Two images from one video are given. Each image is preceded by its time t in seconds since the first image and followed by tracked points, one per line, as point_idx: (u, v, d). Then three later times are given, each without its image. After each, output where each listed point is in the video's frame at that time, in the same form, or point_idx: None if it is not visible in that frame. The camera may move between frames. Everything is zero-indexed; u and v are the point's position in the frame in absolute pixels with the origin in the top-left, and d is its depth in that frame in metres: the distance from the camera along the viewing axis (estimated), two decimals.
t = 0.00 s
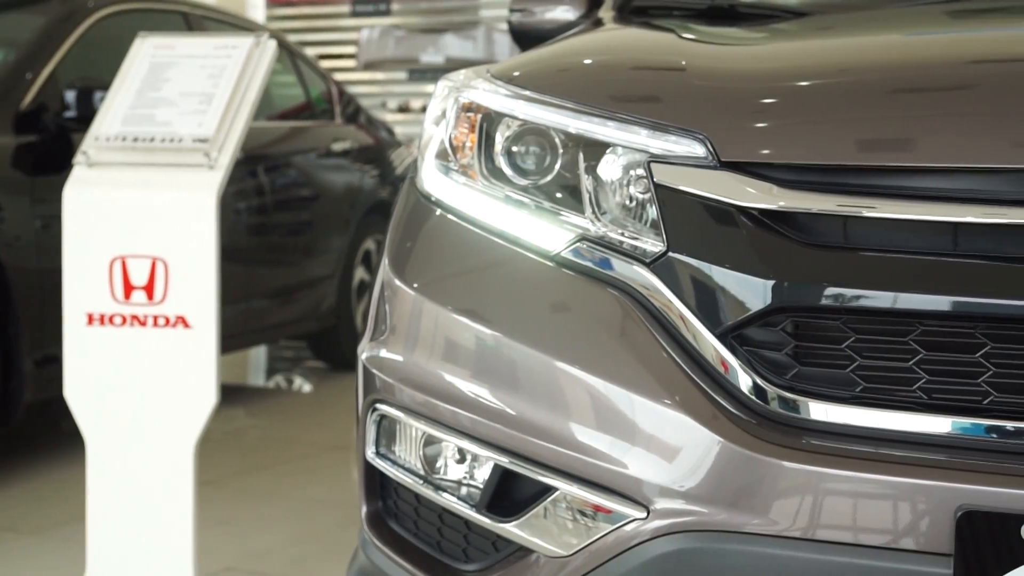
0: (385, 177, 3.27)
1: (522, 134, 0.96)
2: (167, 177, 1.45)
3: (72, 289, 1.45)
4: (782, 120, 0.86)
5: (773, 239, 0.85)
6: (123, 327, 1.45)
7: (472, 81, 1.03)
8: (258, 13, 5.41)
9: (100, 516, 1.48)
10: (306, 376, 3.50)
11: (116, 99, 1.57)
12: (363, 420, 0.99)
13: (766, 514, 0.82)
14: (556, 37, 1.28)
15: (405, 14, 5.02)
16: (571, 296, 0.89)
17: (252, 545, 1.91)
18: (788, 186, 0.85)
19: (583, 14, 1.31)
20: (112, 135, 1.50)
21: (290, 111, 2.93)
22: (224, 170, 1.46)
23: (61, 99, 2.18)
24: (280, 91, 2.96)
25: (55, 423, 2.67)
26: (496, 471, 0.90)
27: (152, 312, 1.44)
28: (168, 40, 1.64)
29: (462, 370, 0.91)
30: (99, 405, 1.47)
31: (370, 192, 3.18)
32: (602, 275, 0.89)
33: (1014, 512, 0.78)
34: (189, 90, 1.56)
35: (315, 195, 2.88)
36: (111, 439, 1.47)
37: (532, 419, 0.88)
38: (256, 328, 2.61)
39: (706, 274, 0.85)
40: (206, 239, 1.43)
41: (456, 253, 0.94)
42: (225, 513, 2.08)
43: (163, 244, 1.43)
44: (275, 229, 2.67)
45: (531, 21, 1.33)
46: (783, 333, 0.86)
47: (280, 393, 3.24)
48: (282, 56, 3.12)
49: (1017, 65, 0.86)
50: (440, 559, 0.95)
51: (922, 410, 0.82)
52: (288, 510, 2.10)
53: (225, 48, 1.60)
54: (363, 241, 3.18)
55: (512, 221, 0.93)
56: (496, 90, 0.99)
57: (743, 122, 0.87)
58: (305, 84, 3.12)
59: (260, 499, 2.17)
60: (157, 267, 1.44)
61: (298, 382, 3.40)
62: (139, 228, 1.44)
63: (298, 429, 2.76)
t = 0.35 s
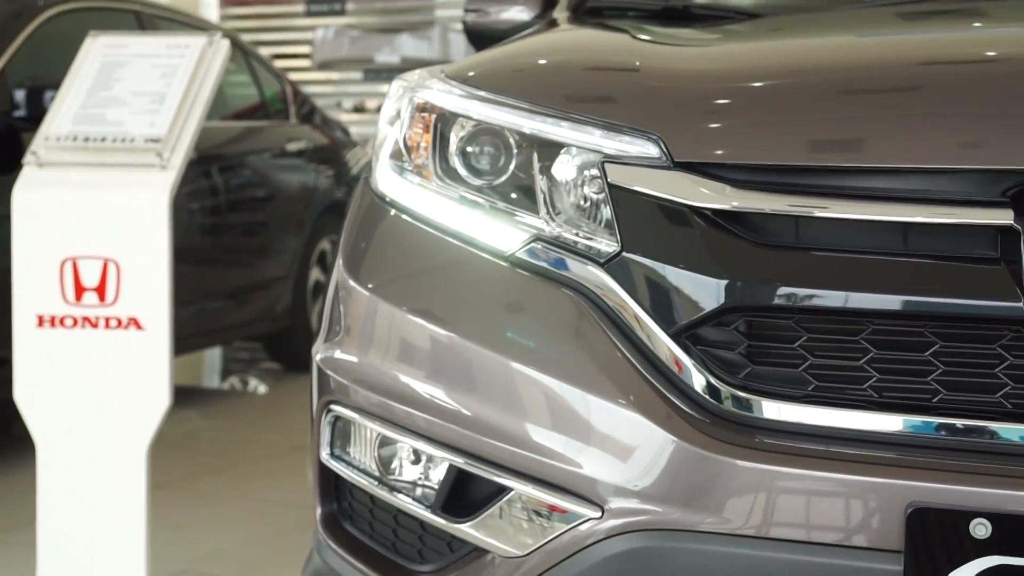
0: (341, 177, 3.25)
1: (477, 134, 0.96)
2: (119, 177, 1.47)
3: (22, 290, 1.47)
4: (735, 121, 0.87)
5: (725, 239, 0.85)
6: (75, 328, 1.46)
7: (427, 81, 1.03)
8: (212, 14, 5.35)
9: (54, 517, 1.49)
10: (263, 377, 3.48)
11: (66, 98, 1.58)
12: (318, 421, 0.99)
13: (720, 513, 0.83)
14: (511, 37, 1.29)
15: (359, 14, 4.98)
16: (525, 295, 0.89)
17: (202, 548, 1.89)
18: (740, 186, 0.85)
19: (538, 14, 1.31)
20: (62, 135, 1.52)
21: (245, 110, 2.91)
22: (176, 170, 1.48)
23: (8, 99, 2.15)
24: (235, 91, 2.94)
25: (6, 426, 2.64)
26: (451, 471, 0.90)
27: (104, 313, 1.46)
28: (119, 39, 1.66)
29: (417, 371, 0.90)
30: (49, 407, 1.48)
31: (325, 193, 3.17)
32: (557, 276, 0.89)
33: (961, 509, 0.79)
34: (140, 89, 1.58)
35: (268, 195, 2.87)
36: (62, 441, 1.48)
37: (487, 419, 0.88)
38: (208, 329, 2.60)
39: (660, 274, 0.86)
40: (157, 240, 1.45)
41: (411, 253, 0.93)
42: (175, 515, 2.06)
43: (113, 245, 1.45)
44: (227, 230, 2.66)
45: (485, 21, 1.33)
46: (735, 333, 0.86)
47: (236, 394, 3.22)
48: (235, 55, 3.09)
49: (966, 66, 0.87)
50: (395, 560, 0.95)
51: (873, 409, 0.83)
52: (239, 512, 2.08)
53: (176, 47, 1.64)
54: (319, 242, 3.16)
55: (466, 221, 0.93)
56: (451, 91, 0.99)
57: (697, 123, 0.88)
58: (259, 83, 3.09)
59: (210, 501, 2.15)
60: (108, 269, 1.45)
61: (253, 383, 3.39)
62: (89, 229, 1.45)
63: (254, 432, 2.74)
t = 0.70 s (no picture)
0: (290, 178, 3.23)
1: (426, 135, 0.96)
2: (64, 177, 1.50)
3: None
4: (683, 121, 0.87)
5: (673, 240, 0.86)
6: (19, 331, 1.49)
7: (376, 81, 1.04)
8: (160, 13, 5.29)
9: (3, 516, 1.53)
10: (211, 379, 3.45)
11: (10, 97, 1.61)
12: (266, 423, 0.98)
13: (669, 512, 0.83)
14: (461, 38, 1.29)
15: (307, 15, 5.00)
16: (475, 296, 0.89)
17: (143, 555, 1.87)
18: (688, 187, 0.86)
19: (487, 15, 1.31)
20: (7, 135, 1.55)
21: (191, 110, 2.89)
22: (122, 170, 1.51)
23: None
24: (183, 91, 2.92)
25: None
26: (401, 473, 0.90)
27: (49, 315, 1.48)
28: (63, 39, 1.68)
29: (367, 373, 0.90)
30: None
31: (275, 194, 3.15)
32: (507, 276, 0.89)
33: (906, 506, 0.80)
34: (85, 88, 1.61)
35: (217, 197, 2.85)
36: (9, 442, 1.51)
37: (437, 420, 0.88)
38: (153, 331, 2.59)
39: (610, 275, 0.86)
40: (102, 241, 1.47)
41: (360, 254, 0.93)
42: (118, 521, 2.04)
43: (56, 246, 1.47)
44: (174, 232, 2.64)
45: (435, 22, 1.33)
46: (684, 333, 0.87)
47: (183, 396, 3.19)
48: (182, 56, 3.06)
49: (910, 68, 0.88)
50: (344, 563, 0.94)
51: (820, 408, 0.84)
52: (182, 518, 2.06)
53: (122, 46, 1.67)
54: (267, 244, 3.14)
55: (416, 223, 0.93)
56: (400, 91, 0.99)
57: (646, 124, 0.88)
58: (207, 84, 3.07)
59: (155, 505, 2.13)
60: (53, 271, 1.47)
61: (202, 386, 3.36)
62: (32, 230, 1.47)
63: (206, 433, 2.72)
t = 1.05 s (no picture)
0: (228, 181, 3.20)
1: (365, 137, 0.95)
2: None
3: None
4: (622, 124, 0.87)
5: (611, 242, 0.86)
6: None
7: (314, 83, 1.03)
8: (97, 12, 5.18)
9: None
10: (149, 385, 3.40)
11: None
12: (204, 428, 0.97)
13: (608, 513, 0.84)
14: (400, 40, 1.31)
15: (247, 14, 4.91)
16: (415, 299, 0.88)
17: (72, 565, 1.84)
18: (626, 189, 0.86)
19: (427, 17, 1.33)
20: None
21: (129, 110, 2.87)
22: (56, 173, 1.49)
23: None
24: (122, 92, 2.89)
25: None
26: (340, 477, 0.89)
27: None
28: None
29: (306, 377, 0.90)
30: None
31: (212, 197, 3.10)
32: (447, 279, 0.89)
33: (840, 505, 0.81)
34: (17, 89, 1.59)
35: (155, 199, 2.83)
36: None
37: (376, 424, 0.87)
38: (85, 335, 2.57)
39: (549, 277, 0.86)
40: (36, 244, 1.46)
41: (299, 257, 0.93)
42: (51, 528, 2.01)
43: None
44: (111, 234, 2.62)
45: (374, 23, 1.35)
46: (622, 334, 0.87)
47: (119, 402, 3.14)
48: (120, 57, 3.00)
49: (845, 72, 0.89)
50: (283, 567, 0.94)
51: (756, 408, 0.84)
52: (114, 524, 2.03)
53: (56, 47, 1.65)
54: (206, 247, 3.11)
55: (356, 225, 0.92)
56: (339, 93, 0.99)
57: (586, 126, 0.88)
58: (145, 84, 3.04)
59: (87, 512, 2.11)
60: None
61: (140, 390, 3.32)
62: None
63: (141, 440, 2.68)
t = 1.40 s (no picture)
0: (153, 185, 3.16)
1: (289, 140, 0.95)
2: None
3: None
4: (548, 128, 0.88)
5: (536, 245, 0.86)
6: None
7: (237, 86, 1.03)
8: None
9: None
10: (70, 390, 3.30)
11: None
12: (126, 436, 0.97)
13: (534, 516, 0.84)
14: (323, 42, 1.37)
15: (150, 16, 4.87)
16: (342, 303, 0.88)
17: None
18: (551, 193, 0.86)
19: (351, 20, 1.38)
20: None
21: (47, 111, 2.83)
22: None
23: None
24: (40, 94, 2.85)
25: None
26: (265, 483, 0.88)
27: None
28: None
29: (231, 383, 0.89)
30: None
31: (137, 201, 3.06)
32: (373, 283, 0.88)
33: (763, 505, 0.81)
34: None
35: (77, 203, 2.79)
36: None
37: (302, 430, 0.87)
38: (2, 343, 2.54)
39: (475, 281, 0.86)
40: None
41: (223, 262, 0.92)
42: None
43: None
44: (32, 238, 2.60)
45: (299, 27, 1.41)
46: (548, 337, 0.87)
47: (45, 410, 3.05)
48: (37, 57, 2.94)
49: (767, 77, 0.90)
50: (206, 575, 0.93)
51: (680, 410, 0.85)
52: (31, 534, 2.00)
53: None
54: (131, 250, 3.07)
55: (281, 230, 0.92)
56: (262, 95, 0.98)
57: (511, 130, 0.88)
58: (64, 84, 2.97)
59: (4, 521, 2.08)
60: None
61: (63, 397, 3.26)
62: None
63: (61, 451, 2.61)
